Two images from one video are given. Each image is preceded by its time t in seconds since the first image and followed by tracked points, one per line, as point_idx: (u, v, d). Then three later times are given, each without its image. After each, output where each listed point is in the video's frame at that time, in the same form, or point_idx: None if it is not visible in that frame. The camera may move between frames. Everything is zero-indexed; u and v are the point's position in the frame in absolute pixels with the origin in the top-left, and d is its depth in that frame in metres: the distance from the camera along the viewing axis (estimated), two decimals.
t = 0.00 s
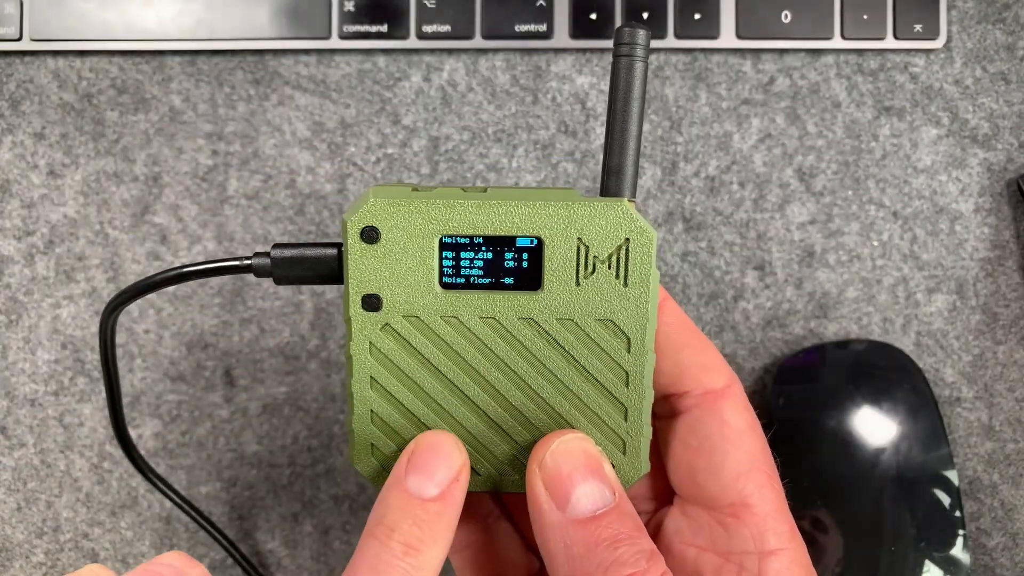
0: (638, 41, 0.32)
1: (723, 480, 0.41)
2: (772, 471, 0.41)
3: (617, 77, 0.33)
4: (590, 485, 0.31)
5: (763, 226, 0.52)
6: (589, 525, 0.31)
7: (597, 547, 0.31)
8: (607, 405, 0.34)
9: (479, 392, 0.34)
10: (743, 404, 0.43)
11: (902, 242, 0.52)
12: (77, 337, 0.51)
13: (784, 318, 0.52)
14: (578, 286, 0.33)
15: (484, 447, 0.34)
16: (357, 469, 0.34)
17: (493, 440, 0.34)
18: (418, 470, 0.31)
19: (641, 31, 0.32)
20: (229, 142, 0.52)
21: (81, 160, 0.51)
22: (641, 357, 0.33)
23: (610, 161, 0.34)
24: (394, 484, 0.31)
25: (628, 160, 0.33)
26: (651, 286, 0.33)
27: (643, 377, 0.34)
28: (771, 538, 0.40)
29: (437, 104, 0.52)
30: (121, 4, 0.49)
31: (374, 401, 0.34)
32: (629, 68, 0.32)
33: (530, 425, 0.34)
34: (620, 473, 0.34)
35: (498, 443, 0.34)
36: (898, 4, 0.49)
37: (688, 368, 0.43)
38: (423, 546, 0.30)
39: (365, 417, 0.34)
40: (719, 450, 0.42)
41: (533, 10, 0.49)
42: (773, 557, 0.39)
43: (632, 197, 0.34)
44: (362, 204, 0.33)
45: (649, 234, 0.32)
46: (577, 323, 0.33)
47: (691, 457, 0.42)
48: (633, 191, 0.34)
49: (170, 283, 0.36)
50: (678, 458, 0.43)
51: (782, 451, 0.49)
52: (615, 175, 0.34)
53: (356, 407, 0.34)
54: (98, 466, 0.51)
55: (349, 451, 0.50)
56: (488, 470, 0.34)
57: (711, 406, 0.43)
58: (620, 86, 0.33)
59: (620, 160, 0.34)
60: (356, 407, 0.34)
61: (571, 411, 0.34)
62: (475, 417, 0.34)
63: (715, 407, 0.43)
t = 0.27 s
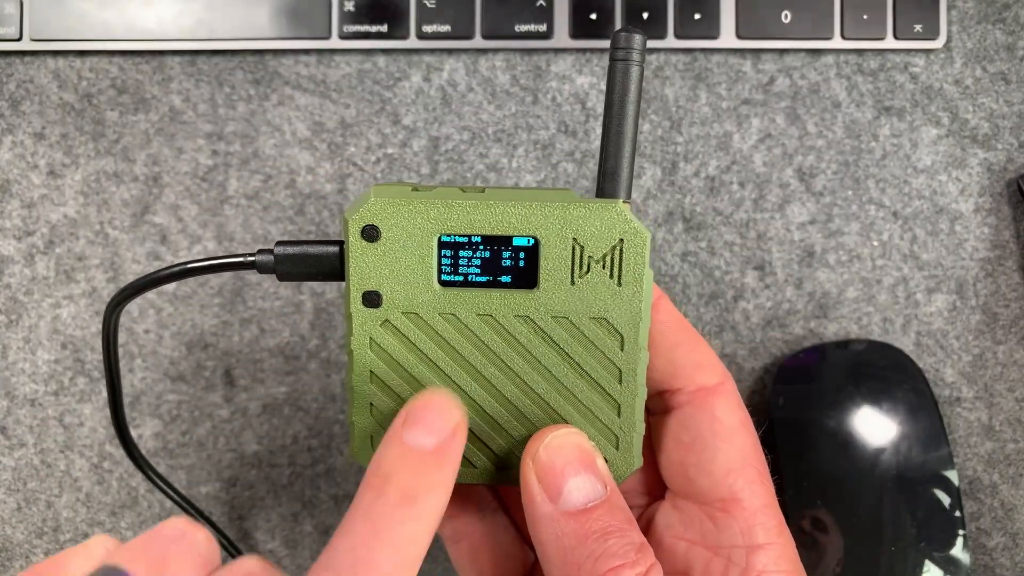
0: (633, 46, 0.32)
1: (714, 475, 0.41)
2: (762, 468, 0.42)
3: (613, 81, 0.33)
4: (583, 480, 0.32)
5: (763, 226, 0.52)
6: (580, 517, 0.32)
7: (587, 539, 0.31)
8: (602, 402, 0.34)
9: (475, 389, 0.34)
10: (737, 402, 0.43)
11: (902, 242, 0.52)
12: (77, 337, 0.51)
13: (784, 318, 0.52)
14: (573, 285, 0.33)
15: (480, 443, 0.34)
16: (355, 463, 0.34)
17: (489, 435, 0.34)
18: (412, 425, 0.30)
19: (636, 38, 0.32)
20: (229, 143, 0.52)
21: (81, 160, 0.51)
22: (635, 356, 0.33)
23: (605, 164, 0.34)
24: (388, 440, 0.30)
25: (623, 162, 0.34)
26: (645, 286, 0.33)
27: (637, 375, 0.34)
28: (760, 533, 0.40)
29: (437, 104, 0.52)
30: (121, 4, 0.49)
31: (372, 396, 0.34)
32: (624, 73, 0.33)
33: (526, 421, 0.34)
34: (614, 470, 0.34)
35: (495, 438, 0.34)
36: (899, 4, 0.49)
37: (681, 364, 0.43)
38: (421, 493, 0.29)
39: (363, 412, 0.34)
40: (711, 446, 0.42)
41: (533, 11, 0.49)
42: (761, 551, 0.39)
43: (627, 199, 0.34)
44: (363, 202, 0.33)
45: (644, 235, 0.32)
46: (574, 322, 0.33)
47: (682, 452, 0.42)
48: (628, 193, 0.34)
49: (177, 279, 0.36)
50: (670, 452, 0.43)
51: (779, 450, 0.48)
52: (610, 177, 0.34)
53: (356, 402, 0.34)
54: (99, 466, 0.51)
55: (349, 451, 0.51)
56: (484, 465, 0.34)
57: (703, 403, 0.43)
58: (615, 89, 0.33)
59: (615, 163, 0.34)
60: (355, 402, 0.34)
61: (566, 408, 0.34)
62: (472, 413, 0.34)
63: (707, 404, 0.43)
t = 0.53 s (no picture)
0: (613, 48, 0.32)
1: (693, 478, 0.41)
2: (743, 472, 0.42)
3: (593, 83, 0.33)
4: (558, 481, 0.32)
5: (763, 227, 0.52)
6: (554, 519, 0.32)
7: (559, 541, 0.32)
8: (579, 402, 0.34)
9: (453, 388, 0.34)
10: (719, 405, 0.43)
11: (902, 242, 0.52)
12: (77, 337, 0.51)
13: (784, 318, 0.52)
14: (549, 288, 0.33)
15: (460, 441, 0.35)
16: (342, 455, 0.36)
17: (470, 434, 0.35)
18: (456, 328, 0.30)
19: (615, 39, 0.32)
20: (230, 143, 0.52)
21: (82, 160, 0.51)
22: (610, 358, 0.33)
23: (584, 166, 0.34)
24: (432, 344, 0.30)
25: (602, 165, 0.34)
26: (620, 289, 0.33)
27: (612, 377, 0.34)
28: (737, 535, 0.40)
29: (437, 104, 0.52)
30: (121, 4, 0.49)
31: (355, 393, 0.35)
32: (604, 74, 0.33)
33: (504, 420, 0.35)
34: (591, 468, 0.35)
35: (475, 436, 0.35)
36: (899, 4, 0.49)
37: (664, 366, 0.43)
38: (468, 391, 0.29)
39: (348, 409, 0.35)
40: (691, 448, 0.42)
41: (533, 11, 0.49)
42: (737, 556, 0.40)
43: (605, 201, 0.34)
44: (343, 204, 0.33)
45: (620, 239, 0.32)
46: (551, 324, 0.33)
47: (662, 454, 0.42)
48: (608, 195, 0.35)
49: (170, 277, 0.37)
50: (650, 454, 0.43)
51: (780, 449, 0.48)
52: (590, 180, 0.34)
53: (341, 399, 0.35)
54: (99, 466, 0.51)
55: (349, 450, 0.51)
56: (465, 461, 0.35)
57: (687, 405, 0.43)
58: (596, 91, 0.33)
59: (594, 165, 0.34)
60: (340, 399, 0.35)
61: (544, 408, 0.34)
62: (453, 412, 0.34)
63: (689, 407, 0.43)
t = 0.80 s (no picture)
0: (636, 66, 0.34)
1: (702, 475, 0.41)
2: (750, 471, 0.42)
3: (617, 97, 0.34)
4: (574, 472, 0.32)
5: (763, 227, 0.52)
6: (568, 508, 0.32)
7: (573, 528, 0.32)
8: (597, 399, 0.34)
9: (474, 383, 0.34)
10: (730, 405, 0.43)
11: (901, 242, 0.52)
12: (77, 337, 0.51)
13: (784, 318, 0.52)
14: (570, 289, 0.33)
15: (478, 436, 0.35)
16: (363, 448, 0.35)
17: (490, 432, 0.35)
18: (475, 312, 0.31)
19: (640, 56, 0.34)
20: (230, 143, 0.52)
21: (82, 160, 0.51)
22: (627, 359, 0.34)
23: (606, 175, 0.35)
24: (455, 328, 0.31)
25: (623, 174, 0.35)
26: (638, 293, 0.33)
27: (629, 377, 0.34)
28: (742, 532, 0.40)
29: (437, 105, 0.52)
30: (121, 4, 0.49)
31: (380, 386, 0.34)
32: (627, 90, 0.34)
33: (525, 416, 0.35)
34: (605, 465, 0.35)
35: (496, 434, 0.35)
36: (898, 4, 0.49)
37: (677, 365, 0.43)
38: (488, 362, 0.30)
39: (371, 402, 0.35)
40: (703, 447, 0.41)
41: (533, 11, 0.49)
42: (742, 549, 0.40)
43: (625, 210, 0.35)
44: (378, 203, 0.33)
45: (638, 245, 0.33)
46: (573, 323, 0.33)
47: (673, 451, 0.42)
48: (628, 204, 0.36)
49: (212, 270, 0.37)
50: (661, 452, 0.43)
51: (780, 448, 0.48)
52: (611, 188, 0.35)
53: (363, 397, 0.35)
54: (99, 466, 0.51)
55: (348, 450, 0.51)
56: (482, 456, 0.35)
57: (698, 404, 0.43)
58: (618, 106, 0.35)
59: (616, 174, 0.35)
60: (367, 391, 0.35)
61: (563, 407, 0.35)
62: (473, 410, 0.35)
63: (701, 405, 0.42)
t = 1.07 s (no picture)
0: (632, 71, 0.34)
1: (700, 479, 0.41)
2: (746, 473, 0.42)
3: (612, 105, 0.35)
4: (574, 478, 0.32)
5: (763, 227, 0.52)
6: (568, 513, 0.32)
7: (573, 533, 0.32)
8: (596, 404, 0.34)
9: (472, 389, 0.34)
10: (726, 409, 0.44)
11: (901, 242, 0.52)
12: (78, 337, 0.51)
13: (784, 318, 0.52)
14: (568, 294, 0.33)
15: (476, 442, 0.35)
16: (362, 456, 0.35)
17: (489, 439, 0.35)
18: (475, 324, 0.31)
19: (635, 64, 0.34)
20: (230, 143, 0.52)
21: (83, 160, 0.51)
22: (625, 363, 0.34)
23: (603, 182, 0.35)
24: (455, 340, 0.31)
25: (619, 181, 0.35)
26: (636, 297, 0.33)
27: (628, 382, 0.34)
28: (739, 533, 0.40)
29: (437, 105, 0.52)
30: (122, 4, 0.49)
31: (380, 393, 0.35)
32: (623, 97, 0.34)
33: (523, 422, 0.35)
34: (605, 470, 0.35)
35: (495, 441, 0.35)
36: (898, 4, 0.49)
37: (672, 371, 0.44)
38: (493, 379, 0.30)
39: (370, 408, 0.35)
40: (700, 451, 0.42)
41: (533, 11, 0.49)
42: (740, 551, 0.40)
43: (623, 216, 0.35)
44: (375, 210, 0.34)
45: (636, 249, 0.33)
46: (571, 328, 0.34)
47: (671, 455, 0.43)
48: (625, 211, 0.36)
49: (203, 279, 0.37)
50: (658, 456, 0.43)
51: (780, 448, 0.48)
52: (608, 195, 0.35)
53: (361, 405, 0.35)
54: (99, 465, 0.51)
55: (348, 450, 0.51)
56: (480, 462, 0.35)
57: (695, 409, 0.43)
58: (614, 111, 0.35)
59: (612, 181, 0.35)
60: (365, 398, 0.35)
61: (562, 412, 0.35)
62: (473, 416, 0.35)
63: (697, 410, 0.43)
